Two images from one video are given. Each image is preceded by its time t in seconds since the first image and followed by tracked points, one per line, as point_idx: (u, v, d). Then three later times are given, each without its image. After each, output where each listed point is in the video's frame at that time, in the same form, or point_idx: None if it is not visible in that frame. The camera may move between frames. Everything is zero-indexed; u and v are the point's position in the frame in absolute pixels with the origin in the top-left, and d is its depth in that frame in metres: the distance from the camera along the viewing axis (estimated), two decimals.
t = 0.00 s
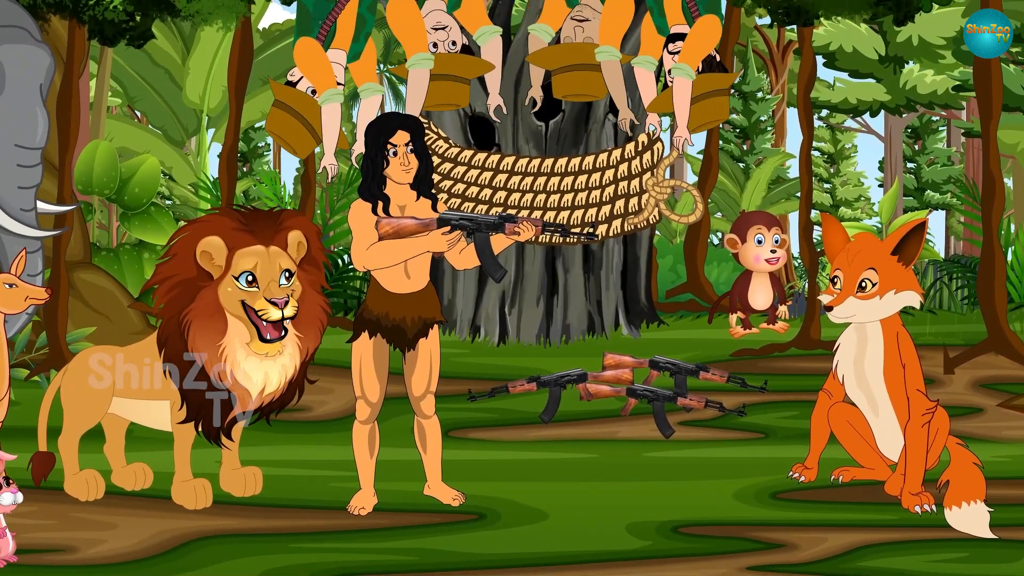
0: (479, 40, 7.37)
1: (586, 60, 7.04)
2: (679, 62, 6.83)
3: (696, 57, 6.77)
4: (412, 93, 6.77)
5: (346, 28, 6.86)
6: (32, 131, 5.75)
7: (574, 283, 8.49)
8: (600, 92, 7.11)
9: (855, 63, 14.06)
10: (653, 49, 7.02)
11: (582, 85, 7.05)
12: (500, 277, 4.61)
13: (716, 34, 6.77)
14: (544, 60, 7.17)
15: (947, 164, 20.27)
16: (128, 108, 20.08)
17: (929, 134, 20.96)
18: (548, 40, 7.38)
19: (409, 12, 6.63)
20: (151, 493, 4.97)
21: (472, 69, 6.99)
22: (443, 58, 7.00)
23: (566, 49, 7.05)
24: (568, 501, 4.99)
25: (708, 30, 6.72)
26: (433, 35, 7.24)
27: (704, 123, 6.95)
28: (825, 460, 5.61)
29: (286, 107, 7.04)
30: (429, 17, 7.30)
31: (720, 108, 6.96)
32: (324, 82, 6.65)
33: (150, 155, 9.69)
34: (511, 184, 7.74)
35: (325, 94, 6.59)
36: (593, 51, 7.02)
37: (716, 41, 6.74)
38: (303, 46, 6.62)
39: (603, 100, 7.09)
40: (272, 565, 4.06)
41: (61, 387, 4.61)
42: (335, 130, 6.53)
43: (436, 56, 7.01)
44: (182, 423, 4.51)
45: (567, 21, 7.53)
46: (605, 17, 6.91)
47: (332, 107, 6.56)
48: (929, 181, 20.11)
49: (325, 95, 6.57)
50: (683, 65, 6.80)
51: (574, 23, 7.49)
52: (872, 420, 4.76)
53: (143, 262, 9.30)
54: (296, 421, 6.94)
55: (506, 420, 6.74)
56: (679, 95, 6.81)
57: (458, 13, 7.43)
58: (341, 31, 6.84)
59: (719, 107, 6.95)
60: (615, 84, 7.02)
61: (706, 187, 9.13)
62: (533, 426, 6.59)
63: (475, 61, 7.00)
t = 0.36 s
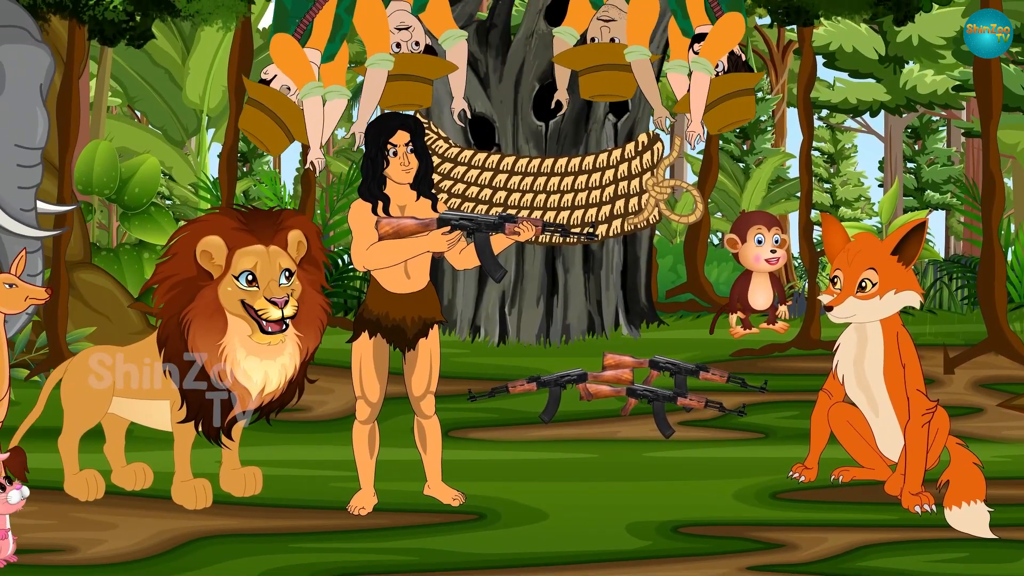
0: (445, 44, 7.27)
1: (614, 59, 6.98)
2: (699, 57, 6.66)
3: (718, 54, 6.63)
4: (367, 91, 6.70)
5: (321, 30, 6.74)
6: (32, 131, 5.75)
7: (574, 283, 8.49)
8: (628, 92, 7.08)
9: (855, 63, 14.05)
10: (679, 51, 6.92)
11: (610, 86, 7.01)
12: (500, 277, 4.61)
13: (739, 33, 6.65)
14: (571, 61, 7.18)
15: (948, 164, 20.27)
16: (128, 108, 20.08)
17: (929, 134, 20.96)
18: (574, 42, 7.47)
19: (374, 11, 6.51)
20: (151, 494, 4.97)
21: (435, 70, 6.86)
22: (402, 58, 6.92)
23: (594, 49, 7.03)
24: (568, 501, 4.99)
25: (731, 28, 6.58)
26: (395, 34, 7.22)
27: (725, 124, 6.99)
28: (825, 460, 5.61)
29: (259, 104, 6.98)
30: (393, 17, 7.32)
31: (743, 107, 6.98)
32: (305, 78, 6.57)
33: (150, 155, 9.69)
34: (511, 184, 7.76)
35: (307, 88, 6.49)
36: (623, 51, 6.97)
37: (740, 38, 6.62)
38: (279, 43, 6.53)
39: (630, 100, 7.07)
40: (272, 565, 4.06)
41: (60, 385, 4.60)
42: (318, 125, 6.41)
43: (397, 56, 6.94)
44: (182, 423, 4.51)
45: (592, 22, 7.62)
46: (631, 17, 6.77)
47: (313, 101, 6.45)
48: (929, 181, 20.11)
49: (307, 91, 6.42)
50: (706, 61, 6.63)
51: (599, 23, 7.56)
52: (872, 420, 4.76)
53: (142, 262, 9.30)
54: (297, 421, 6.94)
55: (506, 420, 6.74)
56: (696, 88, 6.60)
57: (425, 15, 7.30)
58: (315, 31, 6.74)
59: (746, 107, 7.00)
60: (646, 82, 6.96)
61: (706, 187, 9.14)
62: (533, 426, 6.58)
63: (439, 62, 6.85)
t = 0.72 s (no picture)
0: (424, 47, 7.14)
1: (580, 60, 7.13)
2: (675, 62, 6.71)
3: (693, 58, 6.67)
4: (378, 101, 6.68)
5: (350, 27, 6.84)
6: (31, 128, 5.71)
7: (574, 283, 8.49)
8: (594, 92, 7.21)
9: (855, 63, 14.05)
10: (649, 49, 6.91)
11: (577, 86, 7.15)
12: (500, 277, 4.60)
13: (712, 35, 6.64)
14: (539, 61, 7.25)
15: (948, 164, 20.28)
16: (129, 108, 20.07)
17: (929, 134, 20.96)
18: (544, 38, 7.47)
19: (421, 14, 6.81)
20: (151, 493, 4.97)
21: (417, 70, 7.02)
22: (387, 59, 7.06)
23: (560, 49, 7.14)
24: (568, 501, 4.99)
25: (702, 33, 6.58)
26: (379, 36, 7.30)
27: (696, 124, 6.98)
28: (825, 460, 5.62)
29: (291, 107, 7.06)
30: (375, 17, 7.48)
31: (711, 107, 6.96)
32: (330, 83, 6.59)
33: (150, 155, 9.69)
34: (511, 184, 7.76)
35: (329, 95, 6.54)
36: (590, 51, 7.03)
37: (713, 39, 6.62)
38: (310, 48, 6.52)
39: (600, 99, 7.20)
40: (272, 565, 4.06)
41: (61, 385, 4.60)
42: (340, 131, 6.50)
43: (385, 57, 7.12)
44: (182, 421, 4.51)
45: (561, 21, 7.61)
46: (599, 18, 6.75)
47: (336, 108, 6.51)
48: (929, 181, 20.11)
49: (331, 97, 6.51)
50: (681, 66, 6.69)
51: (568, 23, 7.40)
52: (872, 420, 4.76)
53: (143, 261, 9.30)
54: (297, 421, 6.94)
55: (506, 420, 6.74)
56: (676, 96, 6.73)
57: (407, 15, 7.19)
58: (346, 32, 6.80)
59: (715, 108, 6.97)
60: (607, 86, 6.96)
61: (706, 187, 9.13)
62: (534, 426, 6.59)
63: (419, 62, 7.05)
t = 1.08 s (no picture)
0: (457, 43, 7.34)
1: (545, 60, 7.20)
2: (651, 68, 6.89)
3: (666, 61, 6.82)
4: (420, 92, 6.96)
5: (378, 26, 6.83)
6: (28, 117, 5.66)
7: (574, 283, 8.50)
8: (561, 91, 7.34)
9: (855, 63, 14.05)
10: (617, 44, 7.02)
11: (544, 86, 7.26)
12: (500, 277, 4.60)
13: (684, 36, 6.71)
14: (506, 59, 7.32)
15: (948, 163, 20.28)
16: (128, 108, 20.09)
17: (929, 134, 20.97)
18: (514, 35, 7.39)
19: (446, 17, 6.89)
20: (151, 493, 4.97)
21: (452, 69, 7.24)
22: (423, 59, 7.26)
23: (528, 49, 7.24)
24: (568, 501, 4.99)
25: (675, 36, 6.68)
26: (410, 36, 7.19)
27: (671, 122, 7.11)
28: (825, 460, 5.62)
29: (326, 111, 7.19)
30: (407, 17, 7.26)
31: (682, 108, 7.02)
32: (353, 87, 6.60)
33: (150, 155, 9.69)
34: (511, 184, 7.74)
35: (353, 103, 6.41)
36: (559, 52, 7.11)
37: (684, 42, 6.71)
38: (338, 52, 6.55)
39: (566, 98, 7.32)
40: (272, 565, 4.06)
41: (61, 385, 4.60)
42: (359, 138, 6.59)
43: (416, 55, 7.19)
44: (182, 420, 4.51)
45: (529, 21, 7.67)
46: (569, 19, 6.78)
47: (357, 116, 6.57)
48: (929, 181, 20.12)
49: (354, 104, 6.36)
50: (657, 72, 6.87)
51: (535, 23, 7.63)
52: (872, 420, 4.76)
53: (143, 261, 9.30)
54: (297, 421, 6.94)
55: (506, 420, 6.74)
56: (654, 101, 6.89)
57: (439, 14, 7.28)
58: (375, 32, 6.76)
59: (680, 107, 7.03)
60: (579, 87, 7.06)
61: (705, 187, 9.13)
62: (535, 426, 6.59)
63: (453, 62, 7.28)
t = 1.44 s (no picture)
0: (491, 39, 7.41)
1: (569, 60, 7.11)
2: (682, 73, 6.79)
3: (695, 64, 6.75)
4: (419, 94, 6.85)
5: (357, 30, 6.91)
6: (26, 105, 5.59)
7: (574, 283, 8.50)
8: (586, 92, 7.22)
9: (855, 63, 14.06)
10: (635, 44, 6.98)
11: (566, 86, 7.16)
12: (500, 277, 4.60)
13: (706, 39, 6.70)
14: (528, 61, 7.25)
15: (948, 163, 20.28)
16: (128, 108, 20.10)
17: (929, 134, 20.97)
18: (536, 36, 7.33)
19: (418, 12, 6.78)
20: (150, 493, 4.97)
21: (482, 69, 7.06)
22: (455, 59, 7.06)
23: (550, 48, 7.14)
24: (568, 501, 4.99)
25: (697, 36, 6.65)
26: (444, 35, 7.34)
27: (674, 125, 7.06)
28: (824, 460, 5.62)
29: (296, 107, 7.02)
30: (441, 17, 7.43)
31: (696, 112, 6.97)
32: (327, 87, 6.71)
33: (150, 155, 9.69)
34: (511, 184, 7.74)
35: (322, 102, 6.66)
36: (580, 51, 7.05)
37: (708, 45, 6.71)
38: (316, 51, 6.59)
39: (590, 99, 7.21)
40: (272, 565, 4.06)
41: (61, 384, 4.60)
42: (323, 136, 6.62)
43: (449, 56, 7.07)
44: (183, 421, 4.52)
45: (552, 22, 7.94)
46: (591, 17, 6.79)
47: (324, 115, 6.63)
48: (929, 181, 20.12)
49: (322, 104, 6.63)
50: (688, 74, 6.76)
51: (558, 23, 7.86)
52: (872, 420, 4.76)
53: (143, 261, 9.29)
54: (297, 421, 6.94)
55: (506, 420, 6.74)
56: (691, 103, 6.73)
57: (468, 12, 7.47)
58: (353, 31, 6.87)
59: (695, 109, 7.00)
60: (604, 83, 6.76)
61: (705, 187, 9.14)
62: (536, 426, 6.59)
63: (488, 62, 7.06)
